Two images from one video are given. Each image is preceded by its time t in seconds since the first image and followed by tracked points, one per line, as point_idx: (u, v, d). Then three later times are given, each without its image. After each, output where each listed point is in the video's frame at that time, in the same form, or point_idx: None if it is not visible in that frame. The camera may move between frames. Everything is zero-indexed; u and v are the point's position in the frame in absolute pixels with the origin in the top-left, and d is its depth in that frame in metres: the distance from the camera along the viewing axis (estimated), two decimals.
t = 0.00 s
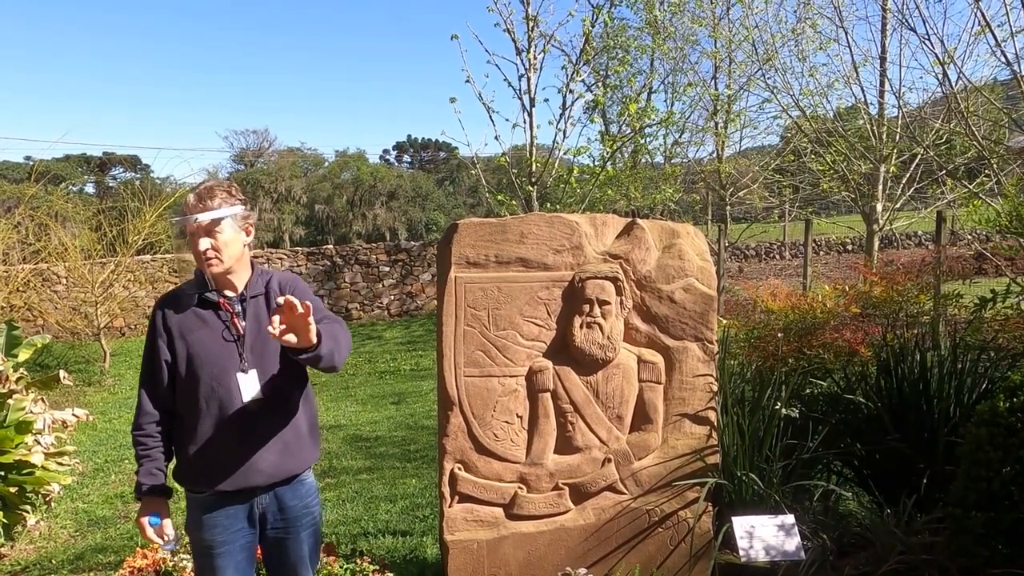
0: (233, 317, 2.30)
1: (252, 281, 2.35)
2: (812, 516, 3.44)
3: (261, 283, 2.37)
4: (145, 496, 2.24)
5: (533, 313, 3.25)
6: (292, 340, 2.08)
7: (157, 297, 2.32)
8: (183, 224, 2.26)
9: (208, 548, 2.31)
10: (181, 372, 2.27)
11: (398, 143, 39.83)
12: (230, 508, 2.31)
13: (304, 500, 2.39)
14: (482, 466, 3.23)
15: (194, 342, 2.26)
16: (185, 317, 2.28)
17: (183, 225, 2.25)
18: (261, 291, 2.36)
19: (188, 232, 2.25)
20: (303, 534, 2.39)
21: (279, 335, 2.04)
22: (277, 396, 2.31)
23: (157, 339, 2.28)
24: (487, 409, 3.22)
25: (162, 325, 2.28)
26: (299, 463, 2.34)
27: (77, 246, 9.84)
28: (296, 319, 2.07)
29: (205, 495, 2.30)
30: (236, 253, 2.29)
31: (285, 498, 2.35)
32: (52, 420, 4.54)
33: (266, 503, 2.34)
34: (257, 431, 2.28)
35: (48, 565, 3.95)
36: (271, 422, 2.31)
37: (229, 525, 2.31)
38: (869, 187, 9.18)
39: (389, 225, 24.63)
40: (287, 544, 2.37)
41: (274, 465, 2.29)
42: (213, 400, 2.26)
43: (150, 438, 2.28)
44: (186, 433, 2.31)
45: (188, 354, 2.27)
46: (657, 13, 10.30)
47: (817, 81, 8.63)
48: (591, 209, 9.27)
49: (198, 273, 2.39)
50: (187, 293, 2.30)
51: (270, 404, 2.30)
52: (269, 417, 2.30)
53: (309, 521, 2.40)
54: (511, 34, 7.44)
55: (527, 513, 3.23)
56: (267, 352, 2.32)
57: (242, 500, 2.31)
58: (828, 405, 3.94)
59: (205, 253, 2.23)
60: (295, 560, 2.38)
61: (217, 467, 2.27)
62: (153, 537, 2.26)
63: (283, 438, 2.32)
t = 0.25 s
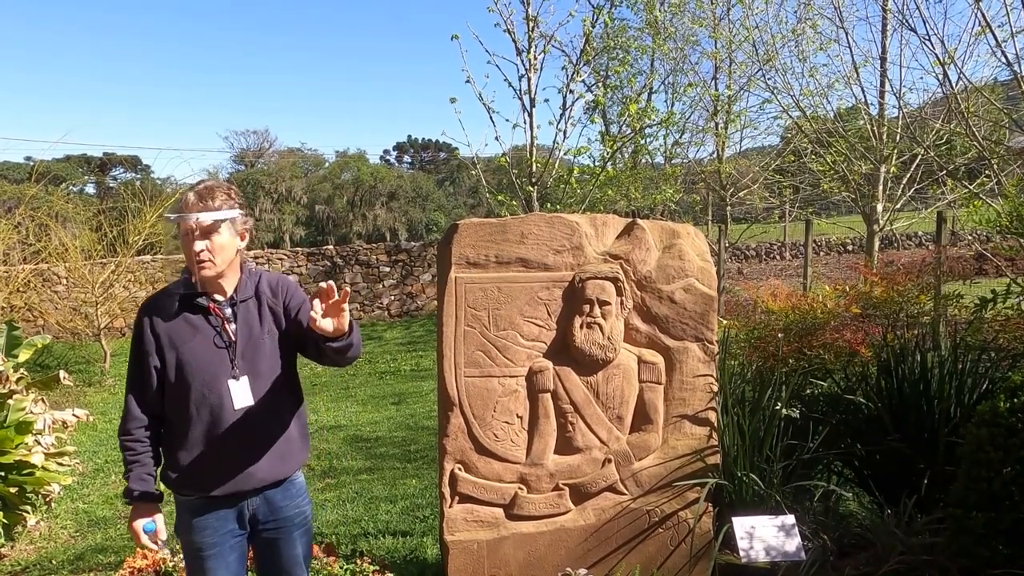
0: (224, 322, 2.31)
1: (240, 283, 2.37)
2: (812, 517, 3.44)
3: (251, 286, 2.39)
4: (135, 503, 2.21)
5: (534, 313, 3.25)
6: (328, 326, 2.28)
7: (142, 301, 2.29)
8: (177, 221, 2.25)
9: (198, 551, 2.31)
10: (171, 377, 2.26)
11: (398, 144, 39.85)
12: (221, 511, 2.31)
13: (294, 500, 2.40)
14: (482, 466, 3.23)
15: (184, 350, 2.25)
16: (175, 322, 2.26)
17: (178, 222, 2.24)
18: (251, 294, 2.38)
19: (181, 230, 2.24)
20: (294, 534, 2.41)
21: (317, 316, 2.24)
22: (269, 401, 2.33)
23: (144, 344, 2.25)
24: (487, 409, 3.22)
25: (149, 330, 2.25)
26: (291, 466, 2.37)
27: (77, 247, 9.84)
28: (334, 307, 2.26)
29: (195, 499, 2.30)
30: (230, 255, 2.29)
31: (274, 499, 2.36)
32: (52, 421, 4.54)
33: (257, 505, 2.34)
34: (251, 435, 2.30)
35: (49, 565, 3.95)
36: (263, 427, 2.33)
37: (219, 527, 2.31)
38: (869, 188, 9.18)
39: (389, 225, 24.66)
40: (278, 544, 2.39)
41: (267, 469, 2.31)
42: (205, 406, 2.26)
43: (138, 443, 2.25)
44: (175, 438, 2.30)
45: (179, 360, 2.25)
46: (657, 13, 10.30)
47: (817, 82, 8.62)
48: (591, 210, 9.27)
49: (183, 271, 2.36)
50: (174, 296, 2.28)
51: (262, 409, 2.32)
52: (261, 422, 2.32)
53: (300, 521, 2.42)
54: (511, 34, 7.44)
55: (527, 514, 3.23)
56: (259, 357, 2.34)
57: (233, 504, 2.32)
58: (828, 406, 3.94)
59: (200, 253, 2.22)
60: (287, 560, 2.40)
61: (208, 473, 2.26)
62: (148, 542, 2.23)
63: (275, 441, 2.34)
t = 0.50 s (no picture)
0: (217, 331, 2.30)
1: (232, 288, 2.36)
2: (812, 517, 3.43)
3: (242, 291, 2.38)
4: (121, 513, 2.19)
5: (533, 313, 3.25)
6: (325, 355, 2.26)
7: (132, 308, 2.26)
8: (183, 225, 2.26)
9: (187, 553, 2.30)
10: (162, 386, 2.25)
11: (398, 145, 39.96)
12: (211, 515, 2.31)
13: (287, 500, 2.43)
14: (482, 466, 3.23)
15: (177, 360, 2.24)
16: (167, 330, 2.25)
17: (186, 226, 2.25)
18: (242, 300, 2.36)
19: (188, 234, 2.26)
20: (286, 534, 2.43)
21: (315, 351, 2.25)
22: (261, 411, 2.34)
23: (135, 351, 2.23)
24: (486, 409, 3.22)
25: (140, 337, 2.24)
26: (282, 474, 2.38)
27: (77, 247, 9.83)
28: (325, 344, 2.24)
29: (186, 507, 2.30)
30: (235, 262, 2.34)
31: (265, 500, 2.37)
32: (52, 421, 4.53)
33: (249, 505, 2.36)
34: (245, 444, 2.31)
35: (48, 565, 3.95)
36: (255, 437, 2.33)
37: (210, 529, 2.31)
38: (869, 188, 9.18)
39: (389, 225, 24.73)
40: (271, 544, 2.42)
41: (259, 478, 2.32)
42: (197, 416, 2.26)
43: (126, 453, 2.23)
44: (164, 447, 2.29)
45: (170, 369, 2.24)
46: (657, 13, 10.30)
47: (817, 82, 8.62)
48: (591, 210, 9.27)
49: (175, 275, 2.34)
50: (164, 304, 2.27)
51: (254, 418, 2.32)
52: (253, 431, 2.32)
53: (293, 521, 2.44)
54: (510, 35, 7.44)
55: (527, 514, 3.23)
56: (252, 366, 2.34)
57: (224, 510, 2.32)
58: (828, 406, 3.93)
59: (212, 257, 2.24)
60: (279, 560, 2.42)
61: (199, 481, 2.27)
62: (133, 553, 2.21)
63: (267, 451, 2.35)
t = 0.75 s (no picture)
0: (211, 331, 2.31)
1: (226, 290, 2.36)
2: (812, 516, 3.43)
3: (236, 292, 2.39)
4: (111, 516, 2.13)
5: (533, 313, 3.24)
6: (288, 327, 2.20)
7: (124, 305, 2.24)
8: (194, 224, 2.20)
9: (182, 556, 2.30)
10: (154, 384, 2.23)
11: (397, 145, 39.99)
12: (204, 516, 2.30)
13: (281, 500, 2.44)
14: (481, 466, 3.22)
15: (170, 357, 2.24)
16: (161, 328, 2.24)
17: (197, 226, 2.20)
18: (236, 303, 2.38)
19: (198, 234, 2.21)
20: (281, 533, 2.46)
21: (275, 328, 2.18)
22: (253, 410, 2.36)
23: (128, 349, 2.20)
24: (486, 409, 3.22)
25: (133, 335, 2.21)
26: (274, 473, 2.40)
27: (77, 247, 9.83)
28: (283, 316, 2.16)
29: (178, 508, 2.28)
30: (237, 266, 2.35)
31: (259, 499, 2.38)
32: (51, 421, 4.53)
33: (244, 506, 2.36)
34: (237, 444, 2.32)
35: (47, 566, 3.94)
36: (248, 436, 2.34)
37: (204, 532, 2.31)
38: (869, 188, 9.18)
39: (388, 225, 24.77)
40: (266, 544, 2.44)
41: (252, 477, 2.34)
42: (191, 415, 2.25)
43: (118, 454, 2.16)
44: (155, 446, 2.26)
45: (164, 367, 2.23)
46: (657, 13, 10.30)
47: (817, 82, 8.62)
48: (590, 209, 9.27)
49: (172, 269, 2.31)
50: (158, 301, 2.26)
51: (246, 418, 2.34)
52: (246, 430, 2.34)
53: (288, 520, 2.46)
54: (510, 34, 7.44)
55: (526, 514, 3.22)
56: (244, 366, 2.35)
57: (217, 511, 2.32)
58: (828, 406, 3.93)
59: (220, 265, 2.24)
60: (274, 559, 2.44)
61: (192, 481, 2.26)
62: (126, 557, 2.13)
63: (259, 450, 2.36)
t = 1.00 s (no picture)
0: (210, 329, 2.31)
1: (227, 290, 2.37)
2: (812, 516, 3.43)
3: (235, 293, 2.40)
4: (109, 512, 2.11)
5: (532, 313, 3.24)
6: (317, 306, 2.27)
7: (123, 301, 2.24)
8: (204, 230, 2.19)
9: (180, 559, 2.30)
10: (152, 381, 2.23)
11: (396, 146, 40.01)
12: (201, 518, 2.30)
13: (278, 504, 2.44)
14: (481, 467, 3.22)
15: (169, 355, 2.24)
16: (161, 326, 2.24)
17: (208, 233, 2.19)
18: (236, 303, 2.39)
19: (206, 240, 2.20)
20: (278, 538, 2.45)
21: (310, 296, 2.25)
22: (252, 410, 2.36)
23: (126, 345, 2.21)
24: (486, 410, 3.22)
25: (132, 331, 2.22)
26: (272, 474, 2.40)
27: (76, 247, 9.82)
28: (315, 294, 2.24)
29: (176, 507, 2.28)
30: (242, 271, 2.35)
31: (256, 502, 2.38)
32: (51, 422, 4.53)
33: (241, 510, 2.37)
34: (235, 444, 2.32)
35: (47, 566, 3.94)
36: (246, 436, 2.35)
37: (201, 534, 2.31)
38: (868, 188, 9.17)
39: (388, 225, 24.79)
40: (263, 548, 2.43)
41: (251, 477, 2.34)
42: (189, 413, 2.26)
43: (115, 449, 2.17)
44: (152, 444, 2.26)
45: (162, 365, 2.24)
46: (656, 13, 10.30)
47: (816, 82, 8.62)
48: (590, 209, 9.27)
49: (177, 265, 2.31)
50: (159, 299, 2.26)
51: (244, 417, 2.34)
52: (244, 430, 2.34)
53: (284, 524, 2.46)
54: (509, 34, 7.44)
55: (526, 514, 3.22)
56: (243, 366, 2.36)
57: (215, 512, 2.32)
58: (827, 405, 3.93)
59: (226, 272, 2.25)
60: (271, 563, 2.44)
61: (189, 480, 2.26)
62: (125, 553, 2.08)
63: (257, 450, 2.36)
